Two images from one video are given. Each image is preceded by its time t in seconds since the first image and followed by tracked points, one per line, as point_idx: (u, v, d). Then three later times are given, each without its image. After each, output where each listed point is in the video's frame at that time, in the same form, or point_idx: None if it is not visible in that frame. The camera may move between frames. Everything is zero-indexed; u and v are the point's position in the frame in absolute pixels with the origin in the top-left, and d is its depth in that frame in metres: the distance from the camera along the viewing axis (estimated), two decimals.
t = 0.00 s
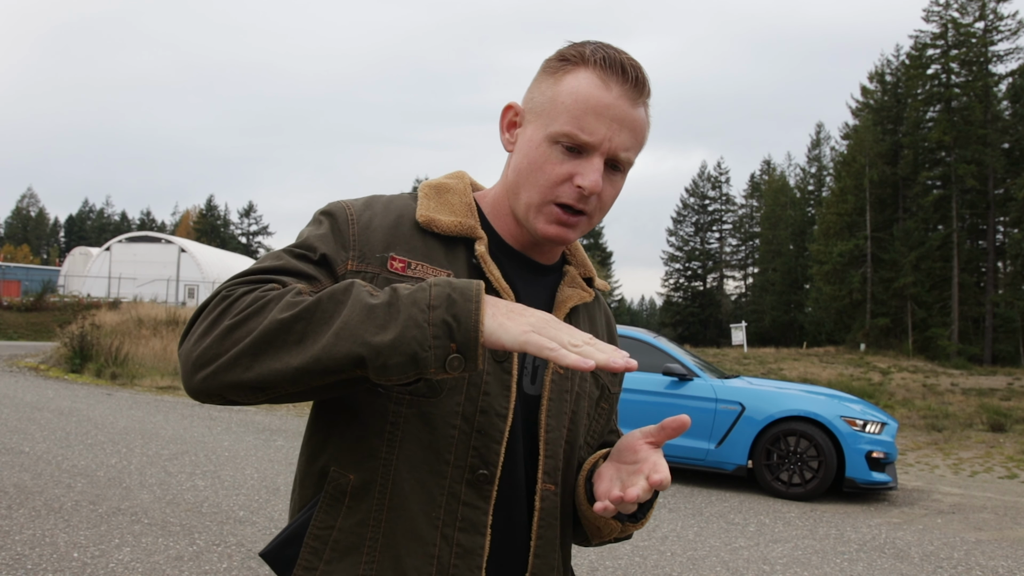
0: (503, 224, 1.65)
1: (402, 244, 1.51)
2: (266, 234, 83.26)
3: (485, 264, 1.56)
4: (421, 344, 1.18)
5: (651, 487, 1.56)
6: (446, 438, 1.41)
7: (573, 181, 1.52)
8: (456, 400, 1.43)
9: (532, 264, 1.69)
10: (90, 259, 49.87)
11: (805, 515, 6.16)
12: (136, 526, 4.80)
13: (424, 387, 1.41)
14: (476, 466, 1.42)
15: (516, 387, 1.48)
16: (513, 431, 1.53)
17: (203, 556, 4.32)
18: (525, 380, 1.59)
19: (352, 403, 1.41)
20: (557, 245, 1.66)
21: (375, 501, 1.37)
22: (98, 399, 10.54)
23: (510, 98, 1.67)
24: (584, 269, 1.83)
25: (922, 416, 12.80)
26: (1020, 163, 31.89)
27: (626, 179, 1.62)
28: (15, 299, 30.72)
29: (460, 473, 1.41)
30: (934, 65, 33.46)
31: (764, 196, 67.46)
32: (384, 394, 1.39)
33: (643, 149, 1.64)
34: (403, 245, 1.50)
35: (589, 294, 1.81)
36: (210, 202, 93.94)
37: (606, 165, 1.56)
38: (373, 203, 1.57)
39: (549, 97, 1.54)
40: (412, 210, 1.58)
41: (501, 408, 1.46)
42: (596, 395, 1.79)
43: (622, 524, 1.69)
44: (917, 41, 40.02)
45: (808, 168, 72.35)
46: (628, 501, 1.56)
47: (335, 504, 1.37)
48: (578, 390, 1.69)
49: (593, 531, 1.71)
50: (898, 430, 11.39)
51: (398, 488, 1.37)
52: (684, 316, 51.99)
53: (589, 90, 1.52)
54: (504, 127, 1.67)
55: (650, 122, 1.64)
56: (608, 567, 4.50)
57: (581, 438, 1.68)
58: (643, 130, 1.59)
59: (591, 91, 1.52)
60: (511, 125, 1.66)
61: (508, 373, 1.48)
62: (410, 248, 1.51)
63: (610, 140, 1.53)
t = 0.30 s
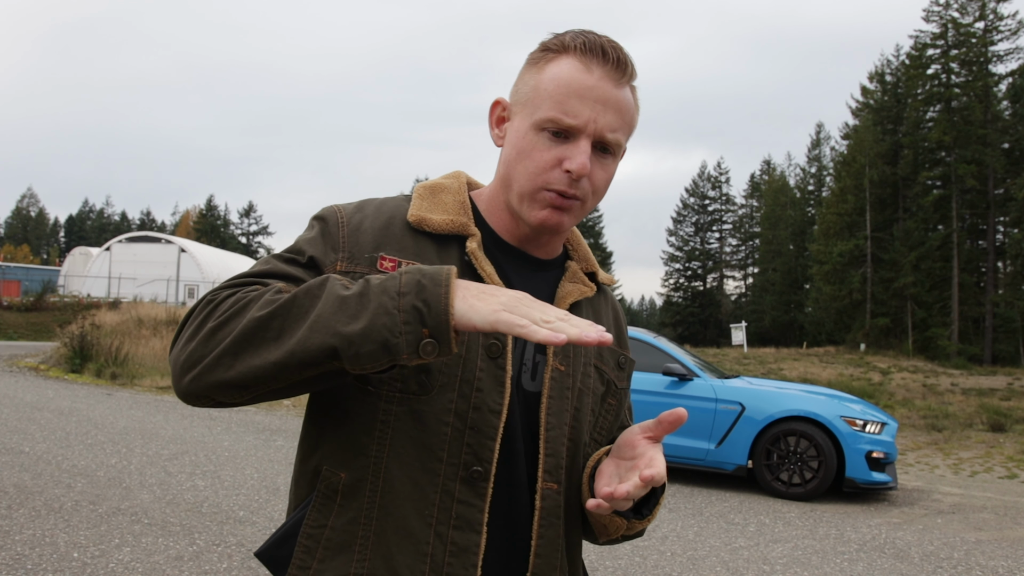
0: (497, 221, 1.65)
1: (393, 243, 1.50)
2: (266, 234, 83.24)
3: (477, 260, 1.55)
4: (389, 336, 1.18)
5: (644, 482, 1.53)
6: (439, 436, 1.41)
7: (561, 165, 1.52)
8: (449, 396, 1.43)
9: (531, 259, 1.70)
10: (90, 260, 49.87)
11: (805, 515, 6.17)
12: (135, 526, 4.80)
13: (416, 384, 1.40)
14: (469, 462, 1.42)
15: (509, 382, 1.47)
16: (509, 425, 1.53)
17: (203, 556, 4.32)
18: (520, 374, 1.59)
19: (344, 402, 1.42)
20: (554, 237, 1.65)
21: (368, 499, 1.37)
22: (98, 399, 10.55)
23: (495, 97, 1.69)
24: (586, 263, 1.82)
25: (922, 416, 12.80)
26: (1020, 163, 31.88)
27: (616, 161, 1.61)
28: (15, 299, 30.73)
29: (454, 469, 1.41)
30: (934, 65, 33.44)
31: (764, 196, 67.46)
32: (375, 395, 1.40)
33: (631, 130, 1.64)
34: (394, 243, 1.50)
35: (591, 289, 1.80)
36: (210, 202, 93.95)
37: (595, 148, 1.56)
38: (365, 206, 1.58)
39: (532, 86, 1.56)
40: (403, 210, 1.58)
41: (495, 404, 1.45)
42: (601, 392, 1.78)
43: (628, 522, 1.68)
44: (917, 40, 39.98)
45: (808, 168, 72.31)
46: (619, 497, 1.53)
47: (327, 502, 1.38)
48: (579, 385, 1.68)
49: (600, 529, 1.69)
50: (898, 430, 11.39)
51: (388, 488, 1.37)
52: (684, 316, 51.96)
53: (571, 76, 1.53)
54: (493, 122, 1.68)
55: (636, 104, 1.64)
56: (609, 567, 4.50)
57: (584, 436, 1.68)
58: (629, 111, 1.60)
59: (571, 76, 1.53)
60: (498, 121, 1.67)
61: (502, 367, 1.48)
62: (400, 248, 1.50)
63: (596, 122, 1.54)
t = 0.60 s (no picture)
0: (466, 220, 1.68)
1: (354, 257, 1.55)
2: (265, 234, 83.12)
3: (435, 259, 1.56)
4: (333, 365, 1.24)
5: (566, 469, 1.32)
6: (409, 438, 1.42)
7: (509, 147, 1.53)
8: (417, 398, 1.44)
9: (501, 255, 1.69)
10: (90, 260, 49.82)
11: (805, 515, 6.16)
12: (136, 526, 4.80)
13: (381, 389, 1.42)
14: (443, 463, 1.42)
15: (477, 380, 1.47)
16: (481, 422, 1.53)
17: (203, 556, 4.32)
18: (492, 373, 1.57)
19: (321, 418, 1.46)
20: (523, 222, 1.65)
21: (341, 504, 1.41)
22: (98, 399, 10.55)
23: (441, 100, 1.73)
24: (568, 247, 1.74)
25: (923, 416, 12.80)
26: (1020, 163, 31.87)
27: (568, 130, 1.60)
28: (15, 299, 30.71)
29: (428, 471, 1.41)
30: (934, 65, 33.44)
31: (764, 196, 67.44)
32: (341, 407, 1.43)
33: (577, 97, 1.63)
34: (355, 256, 1.55)
35: (570, 273, 1.70)
36: (210, 203, 93.86)
37: (540, 123, 1.56)
38: (332, 226, 1.64)
39: (468, 77, 1.58)
40: (365, 222, 1.63)
41: (464, 401, 1.45)
42: (591, 378, 1.68)
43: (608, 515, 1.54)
44: (918, 40, 39.95)
45: (807, 168, 72.32)
46: (543, 486, 1.31)
47: (306, 512, 1.43)
48: (558, 374, 1.60)
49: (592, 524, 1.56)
50: (898, 430, 11.38)
51: (360, 487, 1.40)
52: (684, 316, 51.95)
53: (502, 57, 1.55)
54: (443, 127, 1.72)
55: (577, 67, 1.63)
56: (608, 567, 4.49)
57: (570, 428, 1.59)
58: (569, 77, 1.59)
59: (501, 56, 1.55)
60: (449, 124, 1.71)
61: (471, 365, 1.47)
62: (362, 259, 1.55)
63: (533, 97, 1.54)
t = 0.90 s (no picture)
0: (436, 219, 1.72)
1: (329, 277, 1.58)
2: (265, 234, 83.11)
3: (403, 267, 1.57)
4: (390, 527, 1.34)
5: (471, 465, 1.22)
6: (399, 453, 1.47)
7: (471, 132, 1.55)
8: (405, 410, 1.49)
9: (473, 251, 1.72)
10: (90, 260, 49.80)
11: (805, 515, 6.17)
12: (135, 526, 4.80)
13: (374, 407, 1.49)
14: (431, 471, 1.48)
15: (460, 384, 1.52)
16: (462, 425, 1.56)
17: (203, 556, 4.33)
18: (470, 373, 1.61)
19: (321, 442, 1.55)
20: (494, 209, 1.66)
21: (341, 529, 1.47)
22: (98, 399, 10.56)
23: (400, 100, 1.77)
24: (542, 233, 1.73)
25: (922, 416, 12.80)
26: (1020, 163, 31.85)
27: (528, 109, 1.62)
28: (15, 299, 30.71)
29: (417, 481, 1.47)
30: (934, 65, 33.44)
31: (764, 196, 67.41)
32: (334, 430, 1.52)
33: (535, 77, 1.65)
34: (329, 277, 1.58)
35: (539, 260, 1.69)
36: (210, 203, 93.85)
37: (500, 106, 1.58)
38: (305, 251, 1.67)
39: (423, 72, 1.61)
40: (337, 237, 1.66)
41: (450, 408, 1.51)
42: (569, 364, 1.63)
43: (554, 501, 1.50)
44: (917, 41, 39.91)
45: (807, 168, 72.35)
46: (456, 477, 1.23)
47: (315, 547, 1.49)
48: (529, 363, 1.59)
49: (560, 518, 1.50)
50: (898, 430, 11.38)
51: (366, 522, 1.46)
52: (684, 316, 51.93)
53: (453, 46, 1.58)
54: (405, 124, 1.75)
55: (529, 45, 1.66)
56: (609, 567, 4.49)
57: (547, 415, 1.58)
58: (522, 57, 1.62)
59: (454, 45, 1.57)
60: (409, 122, 1.74)
61: (452, 368, 1.53)
62: (335, 278, 1.58)
63: (491, 81, 1.56)
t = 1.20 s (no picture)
0: (415, 213, 1.80)
1: (299, 279, 1.71)
2: (265, 234, 83.04)
3: (374, 266, 1.69)
4: (173, 468, 1.49)
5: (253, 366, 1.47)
6: (372, 453, 1.58)
7: (443, 121, 1.64)
8: (377, 412, 1.60)
9: (450, 246, 1.79)
10: (90, 260, 49.75)
11: (805, 515, 6.17)
12: (135, 526, 4.79)
13: (343, 411, 1.59)
14: (409, 473, 1.58)
15: (432, 383, 1.62)
16: (439, 425, 1.67)
17: (203, 556, 4.32)
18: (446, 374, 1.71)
19: (283, 446, 1.64)
20: (473, 200, 1.74)
21: (326, 533, 1.57)
22: (98, 399, 10.56)
23: (383, 92, 1.86)
24: (531, 229, 1.84)
25: (923, 416, 12.80)
26: (1020, 163, 31.84)
27: (505, 99, 1.70)
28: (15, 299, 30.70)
29: (397, 482, 1.57)
30: (934, 65, 33.45)
31: (764, 196, 67.45)
32: (307, 435, 1.60)
33: (511, 66, 1.74)
34: (300, 279, 1.71)
35: (532, 258, 1.79)
36: (210, 204, 93.85)
37: (472, 95, 1.67)
38: (275, 254, 1.79)
39: (399, 60, 1.71)
40: (310, 236, 1.78)
41: (422, 408, 1.61)
42: (562, 363, 1.76)
43: (641, 460, 1.69)
44: (917, 40, 39.90)
45: (807, 168, 72.37)
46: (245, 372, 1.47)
47: (298, 538, 1.60)
48: (526, 365, 1.71)
49: (661, 490, 1.72)
50: (898, 430, 11.38)
51: (339, 519, 1.56)
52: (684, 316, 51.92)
53: (429, 35, 1.68)
54: (386, 115, 1.85)
55: (506, 35, 1.76)
56: (608, 567, 4.49)
57: (540, 415, 1.69)
58: (498, 47, 1.71)
59: (428, 34, 1.68)
60: (389, 111, 1.84)
61: (424, 368, 1.63)
62: (305, 279, 1.71)
63: (462, 68, 1.66)
